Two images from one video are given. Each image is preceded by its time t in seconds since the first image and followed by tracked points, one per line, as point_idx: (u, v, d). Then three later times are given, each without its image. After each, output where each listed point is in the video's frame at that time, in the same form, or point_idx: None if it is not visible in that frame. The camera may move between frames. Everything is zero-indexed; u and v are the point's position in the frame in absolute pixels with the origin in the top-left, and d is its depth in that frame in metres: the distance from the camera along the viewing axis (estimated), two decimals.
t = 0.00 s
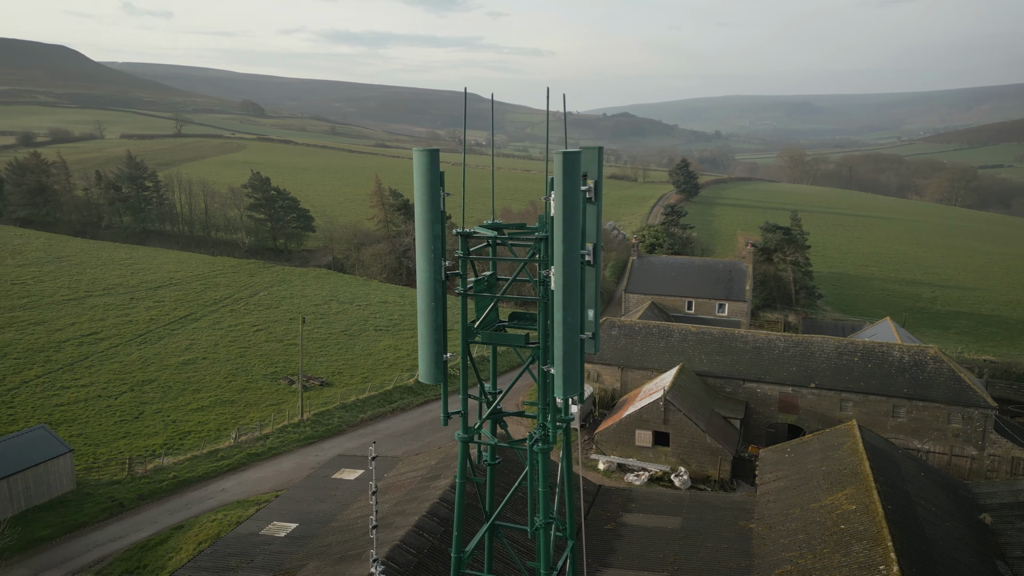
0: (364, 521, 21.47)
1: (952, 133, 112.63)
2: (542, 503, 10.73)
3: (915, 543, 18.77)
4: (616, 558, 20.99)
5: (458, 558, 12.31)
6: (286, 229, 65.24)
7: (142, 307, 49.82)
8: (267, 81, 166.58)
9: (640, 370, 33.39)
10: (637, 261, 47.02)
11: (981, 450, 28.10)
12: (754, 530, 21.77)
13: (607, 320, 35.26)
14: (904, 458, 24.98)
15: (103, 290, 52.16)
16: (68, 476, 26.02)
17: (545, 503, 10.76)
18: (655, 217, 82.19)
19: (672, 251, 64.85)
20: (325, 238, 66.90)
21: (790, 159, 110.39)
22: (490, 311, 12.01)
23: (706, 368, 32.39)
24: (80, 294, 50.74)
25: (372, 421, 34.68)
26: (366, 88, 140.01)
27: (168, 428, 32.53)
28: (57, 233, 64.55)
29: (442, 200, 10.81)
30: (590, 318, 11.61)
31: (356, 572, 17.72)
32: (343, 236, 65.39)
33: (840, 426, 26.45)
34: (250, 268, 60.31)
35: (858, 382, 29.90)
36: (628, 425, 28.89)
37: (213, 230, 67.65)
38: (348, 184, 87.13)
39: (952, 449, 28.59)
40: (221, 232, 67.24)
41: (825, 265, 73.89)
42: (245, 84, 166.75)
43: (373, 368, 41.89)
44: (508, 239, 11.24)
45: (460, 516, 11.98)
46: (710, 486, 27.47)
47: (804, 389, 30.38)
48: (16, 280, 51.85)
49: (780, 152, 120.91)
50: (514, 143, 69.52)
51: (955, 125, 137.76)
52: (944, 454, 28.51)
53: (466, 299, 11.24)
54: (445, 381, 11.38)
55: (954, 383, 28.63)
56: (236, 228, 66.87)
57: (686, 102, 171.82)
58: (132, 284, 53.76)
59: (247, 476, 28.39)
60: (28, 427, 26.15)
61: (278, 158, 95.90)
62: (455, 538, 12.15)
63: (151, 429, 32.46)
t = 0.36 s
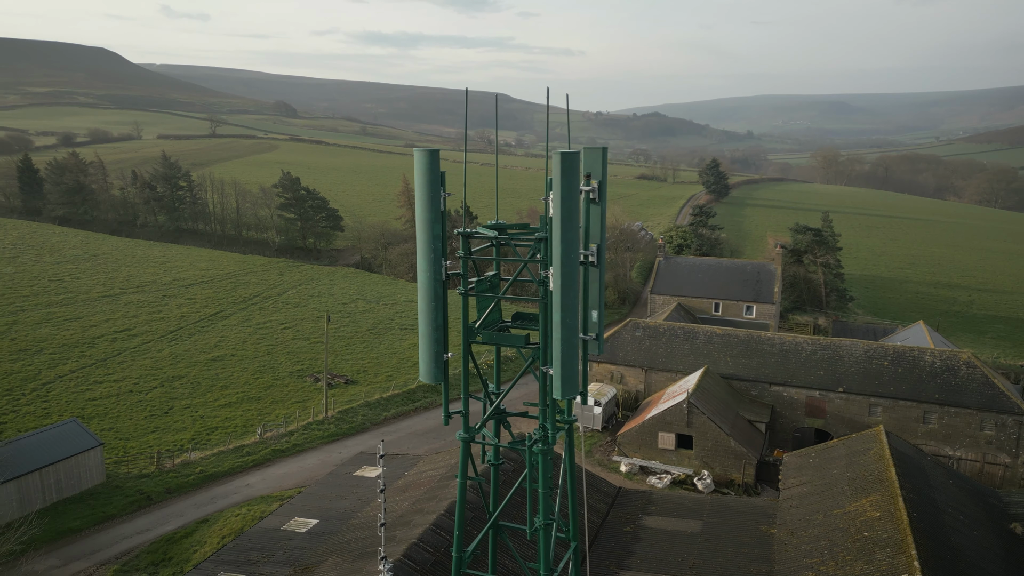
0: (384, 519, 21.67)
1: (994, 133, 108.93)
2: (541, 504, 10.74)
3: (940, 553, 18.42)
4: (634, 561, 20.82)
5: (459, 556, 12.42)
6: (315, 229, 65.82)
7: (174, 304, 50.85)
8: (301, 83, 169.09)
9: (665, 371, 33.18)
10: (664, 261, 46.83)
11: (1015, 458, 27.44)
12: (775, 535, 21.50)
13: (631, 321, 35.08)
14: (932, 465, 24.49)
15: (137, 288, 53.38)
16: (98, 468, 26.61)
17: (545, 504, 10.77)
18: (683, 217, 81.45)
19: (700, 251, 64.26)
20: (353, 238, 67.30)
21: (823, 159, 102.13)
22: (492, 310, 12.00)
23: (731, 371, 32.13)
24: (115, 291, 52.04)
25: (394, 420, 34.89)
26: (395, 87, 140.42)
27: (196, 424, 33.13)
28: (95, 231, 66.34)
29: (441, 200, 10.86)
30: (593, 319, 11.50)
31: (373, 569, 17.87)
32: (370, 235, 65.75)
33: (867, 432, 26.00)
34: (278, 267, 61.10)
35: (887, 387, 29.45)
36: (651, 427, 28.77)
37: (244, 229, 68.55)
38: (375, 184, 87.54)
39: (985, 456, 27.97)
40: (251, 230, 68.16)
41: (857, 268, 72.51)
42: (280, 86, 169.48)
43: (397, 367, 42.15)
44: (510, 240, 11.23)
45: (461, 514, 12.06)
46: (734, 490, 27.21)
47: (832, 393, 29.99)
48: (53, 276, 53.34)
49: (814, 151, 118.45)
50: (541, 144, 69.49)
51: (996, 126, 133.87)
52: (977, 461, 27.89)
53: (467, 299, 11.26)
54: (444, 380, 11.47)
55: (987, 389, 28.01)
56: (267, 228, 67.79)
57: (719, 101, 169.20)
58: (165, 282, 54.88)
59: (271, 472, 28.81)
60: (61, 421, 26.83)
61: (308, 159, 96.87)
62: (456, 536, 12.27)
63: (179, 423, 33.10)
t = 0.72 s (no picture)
0: (403, 517, 21.83)
1: None
2: (540, 504, 10.75)
3: (965, 562, 18.08)
4: (651, 564, 20.70)
5: (459, 555, 12.62)
6: (342, 228, 66.40)
7: (203, 302, 51.78)
8: (331, 85, 171.46)
9: (688, 374, 32.96)
10: (690, 263, 46.57)
11: None
12: (796, 541, 21.27)
13: (654, 323, 34.90)
14: (960, 472, 24.00)
15: (167, 285, 54.46)
16: (126, 462, 27.22)
17: (543, 506, 10.77)
18: (711, 218, 80.77)
19: (727, 253, 63.71)
20: (379, 237, 67.64)
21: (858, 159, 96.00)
22: (494, 310, 12.03)
23: (755, 374, 31.80)
24: (147, 288, 53.18)
25: (415, 419, 35.05)
26: (424, 89, 141.05)
27: (221, 420, 33.71)
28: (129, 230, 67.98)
29: (441, 200, 10.92)
30: (596, 321, 11.42)
31: (390, 565, 18.01)
32: (396, 234, 66.11)
33: (892, 437, 25.56)
34: (305, 266, 61.79)
35: (916, 392, 28.94)
36: (672, 430, 28.67)
37: (272, 229, 69.43)
38: (402, 185, 88.06)
39: (1018, 464, 27.30)
40: (279, 229, 69.04)
41: (888, 270, 71.19)
42: (311, 88, 172.04)
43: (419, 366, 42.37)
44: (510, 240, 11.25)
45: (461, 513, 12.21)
46: (756, 494, 26.96)
47: (859, 398, 29.55)
48: (88, 274, 54.72)
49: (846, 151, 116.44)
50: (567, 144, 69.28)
51: None
52: (1009, 469, 27.26)
53: (467, 299, 11.29)
54: (444, 379, 11.58)
55: (1020, 395, 27.38)
56: (295, 227, 68.65)
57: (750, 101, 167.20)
58: (194, 279, 55.89)
59: (294, 469, 29.18)
60: (90, 416, 27.50)
61: (336, 159, 97.79)
62: (456, 533, 12.47)
63: (205, 419, 33.71)
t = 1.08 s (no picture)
0: (422, 516, 21.94)
1: None
2: (541, 505, 10.74)
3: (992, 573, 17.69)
4: (670, 568, 20.54)
5: (458, 555, 12.64)
6: (370, 228, 67.04)
7: (233, 300, 52.60)
8: (362, 86, 173.20)
9: (712, 377, 32.70)
10: (717, 265, 46.21)
11: None
12: (818, 548, 20.98)
13: (679, 325, 34.72)
14: (989, 481, 23.45)
15: (199, 283, 55.54)
16: (154, 457, 27.78)
17: (544, 507, 10.75)
18: (741, 219, 79.96)
19: (756, 255, 63.09)
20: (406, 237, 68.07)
21: (892, 160, 98.92)
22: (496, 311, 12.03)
23: (781, 378, 31.44)
24: (179, 286, 54.20)
25: (437, 418, 35.21)
26: (453, 91, 141.81)
27: (248, 416, 34.24)
28: (163, 230, 69.49)
29: (440, 201, 10.93)
30: (600, 322, 11.37)
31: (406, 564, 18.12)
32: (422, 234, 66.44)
33: (921, 444, 25.03)
34: (333, 266, 62.51)
35: (948, 398, 28.40)
36: (695, 433, 28.48)
37: (302, 229, 70.34)
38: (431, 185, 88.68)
39: None
40: (309, 230, 69.94)
41: (923, 273, 69.81)
42: (342, 90, 174.09)
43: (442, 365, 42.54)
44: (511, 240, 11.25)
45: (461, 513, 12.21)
46: (781, 500, 26.67)
47: (888, 404, 29.07)
48: (122, 272, 56.05)
49: (881, 151, 114.31)
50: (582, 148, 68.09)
51: None
52: None
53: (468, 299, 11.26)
54: (444, 378, 11.59)
55: None
56: (324, 227, 69.48)
57: (782, 101, 165.27)
58: (226, 278, 56.88)
59: (317, 466, 29.53)
60: (119, 411, 28.13)
61: (365, 159, 98.79)
62: (456, 533, 12.52)
63: (232, 416, 34.28)
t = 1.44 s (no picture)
0: (440, 514, 22.07)
1: None
2: (540, 508, 10.78)
3: None
4: (688, 572, 20.39)
5: (458, 555, 12.66)
6: (396, 228, 67.52)
7: (261, 298, 53.32)
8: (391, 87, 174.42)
9: (737, 380, 32.43)
10: (744, 267, 45.80)
11: None
12: (839, 555, 20.69)
13: (704, 327, 34.52)
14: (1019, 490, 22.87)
15: (228, 281, 56.46)
16: (180, 452, 28.30)
17: (543, 509, 10.79)
18: (770, 220, 78.99)
19: (785, 257, 62.43)
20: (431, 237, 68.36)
21: (928, 160, 96.77)
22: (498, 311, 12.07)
23: (807, 382, 31.09)
24: (208, 284, 55.12)
25: (458, 418, 35.33)
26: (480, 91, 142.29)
27: (272, 413, 34.73)
28: (195, 229, 70.74)
29: (441, 201, 10.96)
30: (603, 323, 11.38)
31: (424, 563, 18.22)
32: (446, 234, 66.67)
33: (949, 451, 24.56)
34: (359, 266, 63.08)
35: (980, 404, 27.86)
36: (718, 436, 28.30)
37: (330, 228, 71.04)
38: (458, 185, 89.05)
39: None
40: (336, 229, 70.59)
41: (958, 276, 68.26)
42: (372, 91, 175.40)
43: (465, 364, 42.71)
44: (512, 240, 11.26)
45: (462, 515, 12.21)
46: (805, 505, 26.38)
47: (918, 409, 28.58)
48: (154, 269, 57.19)
49: (916, 151, 111.88)
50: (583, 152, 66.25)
51: None
52: None
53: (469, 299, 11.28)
54: (444, 378, 11.67)
55: None
56: (351, 227, 70.11)
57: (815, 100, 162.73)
58: (255, 277, 57.73)
59: (339, 463, 29.85)
60: (147, 406, 28.70)
61: (393, 159, 99.42)
62: (457, 534, 12.53)
63: (256, 413, 34.77)
